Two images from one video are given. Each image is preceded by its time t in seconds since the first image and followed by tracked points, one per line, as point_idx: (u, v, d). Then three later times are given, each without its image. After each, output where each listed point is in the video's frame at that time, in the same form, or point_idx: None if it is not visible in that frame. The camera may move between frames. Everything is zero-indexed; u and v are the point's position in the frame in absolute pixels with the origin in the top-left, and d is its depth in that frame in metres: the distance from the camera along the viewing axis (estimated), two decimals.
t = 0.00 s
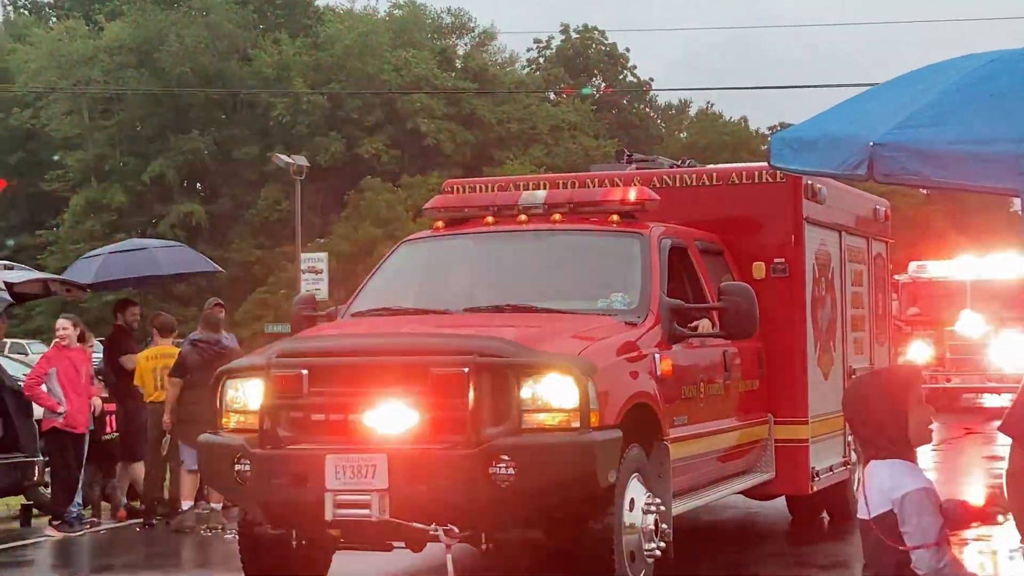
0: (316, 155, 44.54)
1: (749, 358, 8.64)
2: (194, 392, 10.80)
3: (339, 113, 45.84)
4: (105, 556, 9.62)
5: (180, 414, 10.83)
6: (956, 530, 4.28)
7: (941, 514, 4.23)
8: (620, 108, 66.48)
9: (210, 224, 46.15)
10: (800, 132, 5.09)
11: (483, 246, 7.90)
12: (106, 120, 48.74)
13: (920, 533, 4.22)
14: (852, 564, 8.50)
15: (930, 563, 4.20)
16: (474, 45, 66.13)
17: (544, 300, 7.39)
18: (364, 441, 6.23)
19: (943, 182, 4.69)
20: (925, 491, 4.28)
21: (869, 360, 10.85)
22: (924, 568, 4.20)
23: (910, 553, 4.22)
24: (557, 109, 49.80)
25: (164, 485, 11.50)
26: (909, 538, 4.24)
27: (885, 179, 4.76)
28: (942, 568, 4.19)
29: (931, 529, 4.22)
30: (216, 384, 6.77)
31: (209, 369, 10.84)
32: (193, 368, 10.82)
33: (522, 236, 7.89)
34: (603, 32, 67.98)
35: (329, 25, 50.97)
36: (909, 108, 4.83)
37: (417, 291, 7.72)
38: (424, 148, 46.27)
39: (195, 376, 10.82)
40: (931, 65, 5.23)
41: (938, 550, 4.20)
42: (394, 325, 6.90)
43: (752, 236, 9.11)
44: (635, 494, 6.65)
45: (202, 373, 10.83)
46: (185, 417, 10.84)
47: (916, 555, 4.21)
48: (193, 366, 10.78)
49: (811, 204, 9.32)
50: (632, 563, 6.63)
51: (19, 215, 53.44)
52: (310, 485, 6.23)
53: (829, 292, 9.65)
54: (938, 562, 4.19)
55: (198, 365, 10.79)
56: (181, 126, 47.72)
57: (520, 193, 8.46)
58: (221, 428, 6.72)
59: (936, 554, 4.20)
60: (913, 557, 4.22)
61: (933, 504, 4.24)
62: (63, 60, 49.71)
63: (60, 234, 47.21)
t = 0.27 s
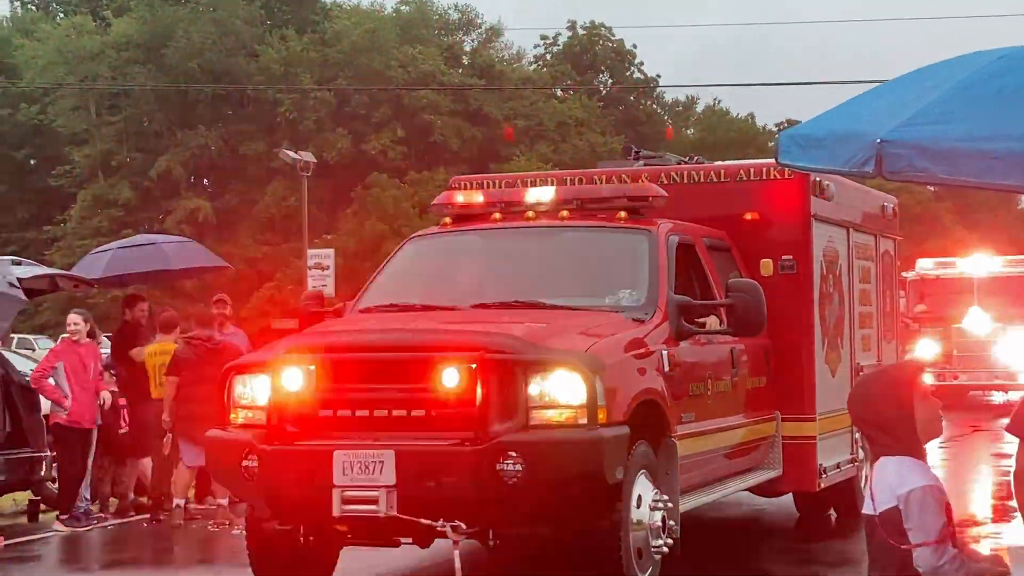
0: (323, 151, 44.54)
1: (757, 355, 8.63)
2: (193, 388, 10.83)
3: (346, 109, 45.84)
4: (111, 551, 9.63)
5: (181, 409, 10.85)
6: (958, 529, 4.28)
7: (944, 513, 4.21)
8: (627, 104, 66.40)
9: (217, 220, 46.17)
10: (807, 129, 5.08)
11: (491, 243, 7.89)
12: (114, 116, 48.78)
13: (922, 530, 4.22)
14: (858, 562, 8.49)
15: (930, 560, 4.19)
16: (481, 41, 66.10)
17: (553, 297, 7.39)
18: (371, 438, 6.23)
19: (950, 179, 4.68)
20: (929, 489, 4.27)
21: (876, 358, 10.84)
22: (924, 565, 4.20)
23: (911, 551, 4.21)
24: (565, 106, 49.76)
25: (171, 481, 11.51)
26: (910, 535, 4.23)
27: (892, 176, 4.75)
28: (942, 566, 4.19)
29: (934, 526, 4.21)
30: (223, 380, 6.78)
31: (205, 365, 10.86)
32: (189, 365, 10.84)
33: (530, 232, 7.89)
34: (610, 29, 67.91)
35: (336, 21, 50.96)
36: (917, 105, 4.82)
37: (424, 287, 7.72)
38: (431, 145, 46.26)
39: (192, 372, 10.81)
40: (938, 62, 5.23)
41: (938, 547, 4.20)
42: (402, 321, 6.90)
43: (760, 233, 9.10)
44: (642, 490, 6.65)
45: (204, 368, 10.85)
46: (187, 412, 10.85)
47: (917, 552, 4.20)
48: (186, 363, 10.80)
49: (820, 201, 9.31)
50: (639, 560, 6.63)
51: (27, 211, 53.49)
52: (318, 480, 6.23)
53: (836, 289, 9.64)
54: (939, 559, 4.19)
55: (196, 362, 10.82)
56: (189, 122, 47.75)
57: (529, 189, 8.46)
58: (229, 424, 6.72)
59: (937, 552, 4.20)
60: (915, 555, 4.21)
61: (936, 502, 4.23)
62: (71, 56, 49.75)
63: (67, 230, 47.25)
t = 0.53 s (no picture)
0: (328, 147, 44.51)
1: (762, 352, 8.62)
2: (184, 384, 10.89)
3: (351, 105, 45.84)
4: (117, 547, 9.63)
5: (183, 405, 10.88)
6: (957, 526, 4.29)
7: (947, 510, 4.24)
8: (633, 100, 66.31)
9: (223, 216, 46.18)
10: (814, 126, 5.06)
11: (497, 239, 7.89)
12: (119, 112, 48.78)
13: (922, 526, 4.23)
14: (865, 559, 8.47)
15: (927, 556, 4.20)
16: (486, 37, 66.04)
17: (558, 293, 7.38)
18: (377, 433, 6.23)
19: (957, 176, 4.67)
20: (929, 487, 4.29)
21: (883, 355, 10.83)
22: (922, 561, 4.20)
23: (911, 547, 4.23)
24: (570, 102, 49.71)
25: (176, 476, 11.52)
26: (911, 533, 4.25)
27: (899, 173, 4.74)
28: (939, 563, 4.19)
29: (933, 522, 4.22)
30: (229, 377, 6.78)
31: (189, 362, 10.90)
32: (175, 362, 10.91)
33: (536, 228, 7.88)
34: (616, 25, 67.83)
35: (341, 16, 50.94)
36: (923, 102, 4.81)
37: (429, 284, 7.72)
38: (436, 141, 46.24)
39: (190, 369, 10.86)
40: (945, 59, 5.21)
41: (935, 544, 4.20)
42: (408, 317, 6.90)
43: (766, 229, 9.09)
44: (648, 487, 6.65)
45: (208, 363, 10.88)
46: (189, 408, 10.89)
47: (915, 549, 4.22)
48: (171, 360, 10.87)
49: (826, 197, 9.30)
50: (645, 557, 6.63)
51: (33, 207, 53.48)
52: (322, 477, 6.23)
53: (843, 285, 9.63)
54: (936, 555, 4.19)
55: (181, 360, 10.88)
56: (194, 118, 47.75)
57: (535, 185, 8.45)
58: (235, 420, 6.73)
59: (936, 549, 4.20)
60: (913, 551, 4.23)
61: (938, 498, 4.26)
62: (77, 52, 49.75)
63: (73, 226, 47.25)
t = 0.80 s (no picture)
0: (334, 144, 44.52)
1: (768, 349, 8.62)
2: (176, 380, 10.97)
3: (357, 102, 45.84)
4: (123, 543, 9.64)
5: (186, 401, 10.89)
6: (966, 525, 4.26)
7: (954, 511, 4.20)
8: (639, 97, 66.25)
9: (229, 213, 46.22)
10: (821, 123, 5.05)
11: (502, 236, 7.90)
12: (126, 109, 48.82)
13: (929, 527, 4.20)
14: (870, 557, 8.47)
15: (937, 557, 4.17)
16: (493, 34, 66.03)
17: (563, 290, 7.40)
18: (383, 430, 6.24)
19: (966, 174, 4.67)
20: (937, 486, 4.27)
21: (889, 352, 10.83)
22: (932, 562, 4.18)
23: (920, 548, 4.20)
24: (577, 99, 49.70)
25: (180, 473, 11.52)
26: (919, 532, 4.22)
27: (908, 170, 4.73)
28: (949, 564, 4.17)
29: (942, 522, 4.19)
30: (234, 373, 6.79)
31: (178, 359, 10.97)
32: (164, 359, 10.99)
33: (541, 226, 7.89)
34: (622, 22, 67.80)
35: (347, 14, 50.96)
36: (931, 99, 4.81)
37: (436, 280, 7.73)
38: (442, 138, 46.25)
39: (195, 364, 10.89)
40: (951, 57, 5.21)
41: (944, 545, 4.18)
42: (414, 314, 6.91)
43: (772, 226, 9.09)
44: (653, 484, 6.66)
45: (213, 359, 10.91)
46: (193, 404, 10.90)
47: (925, 549, 4.19)
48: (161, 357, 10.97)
49: (832, 195, 9.30)
50: (650, 554, 6.63)
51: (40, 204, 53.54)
52: (329, 474, 6.23)
53: (849, 283, 9.63)
54: (945, 556, 4.16)
55: (168, 355, 10.95)
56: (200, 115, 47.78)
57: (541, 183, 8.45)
58: (241, 416, 6.74)
59: (946, 549, 4.17)
60: (923, 552, 4.21)
61: (945, 498, 4.22)
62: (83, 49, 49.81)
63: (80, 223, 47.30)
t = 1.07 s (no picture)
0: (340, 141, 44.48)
1: (774, 346, 8.61)
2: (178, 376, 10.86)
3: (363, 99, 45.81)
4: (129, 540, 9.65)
5: (188, 398, 10.85)
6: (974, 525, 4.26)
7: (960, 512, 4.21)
8: (646, 94, 66.13)
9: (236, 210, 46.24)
10: (829, 121, 5.05)
11: (509, 233, 7.89)
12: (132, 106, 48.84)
13: (938, 529, 4.20)
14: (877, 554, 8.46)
15: (950, 559, 4.18)
16: (499, 31, 65.96)
17: (569, 288, 7.39)
18: (389, 427, 6.25)
19: (975, 171, 4.66)
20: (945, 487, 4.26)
21: (895, 350, 10.82)
22: (943, 563, 4.19)
23: (930, 551, 4.20)
24: (583, 96, 49.63)
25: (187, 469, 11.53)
26: (927, 535, 4.22)
27: (917, 167, 4.72)
28: (961, 566, 4.18)
29: (950, 525, 4.19)
30: (241, 369, 6.79)
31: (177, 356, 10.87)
32: (165, 356, 10.90)
33: (547, 223, 7.89)
34: (628, 19, 67.70)
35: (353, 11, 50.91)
36: (939, 97, 4.80)
37: (442, 277, 7.74)
38: (448, 135, 46.22)
39: (197, 361, 10.89)
40: (959, 54, 5.20)
41: (956, 547, 4.18)
42: (420, 312, 6.91)
43: (779, 223, 9.09)
44: (659, 481, 6.66)
45: (218, 355, 10.93)
46: (194, 401, 10.86)
47: (935, 552, 4.19)
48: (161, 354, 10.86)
49: (838, 191, 9.28)
50: (655, 551, 6.64)
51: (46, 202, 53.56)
52: (336, 470, 6.24)
53: (855, 280, 9.61)
54: (959, 558, 4.17)
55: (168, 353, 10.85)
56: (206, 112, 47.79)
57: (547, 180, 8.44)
58: (247, 413, 6.75)
59: (955, 551, 4.18)
60: (932, 553, 4.21)
61: (952, 500, 4.23)
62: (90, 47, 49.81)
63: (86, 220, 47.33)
